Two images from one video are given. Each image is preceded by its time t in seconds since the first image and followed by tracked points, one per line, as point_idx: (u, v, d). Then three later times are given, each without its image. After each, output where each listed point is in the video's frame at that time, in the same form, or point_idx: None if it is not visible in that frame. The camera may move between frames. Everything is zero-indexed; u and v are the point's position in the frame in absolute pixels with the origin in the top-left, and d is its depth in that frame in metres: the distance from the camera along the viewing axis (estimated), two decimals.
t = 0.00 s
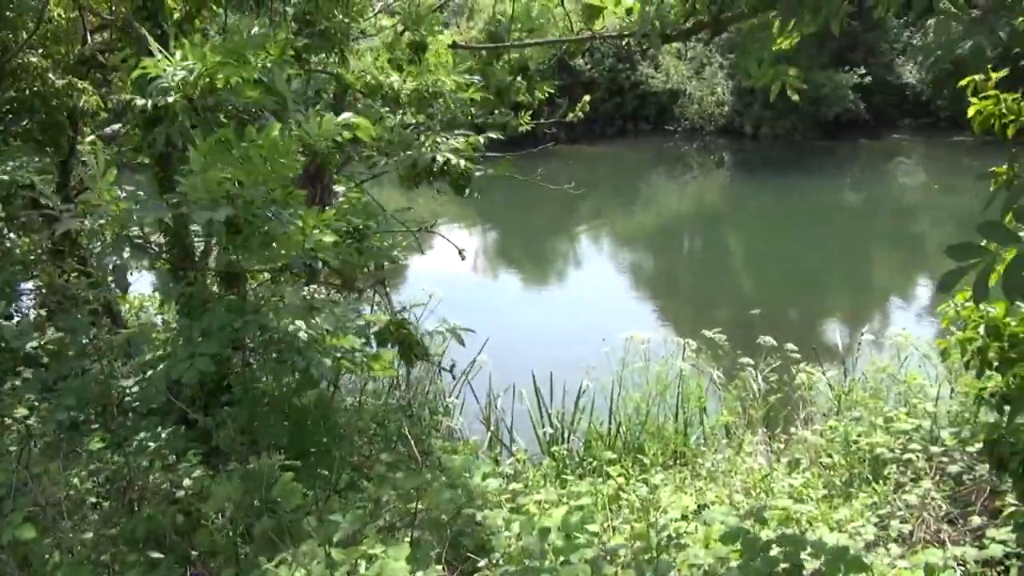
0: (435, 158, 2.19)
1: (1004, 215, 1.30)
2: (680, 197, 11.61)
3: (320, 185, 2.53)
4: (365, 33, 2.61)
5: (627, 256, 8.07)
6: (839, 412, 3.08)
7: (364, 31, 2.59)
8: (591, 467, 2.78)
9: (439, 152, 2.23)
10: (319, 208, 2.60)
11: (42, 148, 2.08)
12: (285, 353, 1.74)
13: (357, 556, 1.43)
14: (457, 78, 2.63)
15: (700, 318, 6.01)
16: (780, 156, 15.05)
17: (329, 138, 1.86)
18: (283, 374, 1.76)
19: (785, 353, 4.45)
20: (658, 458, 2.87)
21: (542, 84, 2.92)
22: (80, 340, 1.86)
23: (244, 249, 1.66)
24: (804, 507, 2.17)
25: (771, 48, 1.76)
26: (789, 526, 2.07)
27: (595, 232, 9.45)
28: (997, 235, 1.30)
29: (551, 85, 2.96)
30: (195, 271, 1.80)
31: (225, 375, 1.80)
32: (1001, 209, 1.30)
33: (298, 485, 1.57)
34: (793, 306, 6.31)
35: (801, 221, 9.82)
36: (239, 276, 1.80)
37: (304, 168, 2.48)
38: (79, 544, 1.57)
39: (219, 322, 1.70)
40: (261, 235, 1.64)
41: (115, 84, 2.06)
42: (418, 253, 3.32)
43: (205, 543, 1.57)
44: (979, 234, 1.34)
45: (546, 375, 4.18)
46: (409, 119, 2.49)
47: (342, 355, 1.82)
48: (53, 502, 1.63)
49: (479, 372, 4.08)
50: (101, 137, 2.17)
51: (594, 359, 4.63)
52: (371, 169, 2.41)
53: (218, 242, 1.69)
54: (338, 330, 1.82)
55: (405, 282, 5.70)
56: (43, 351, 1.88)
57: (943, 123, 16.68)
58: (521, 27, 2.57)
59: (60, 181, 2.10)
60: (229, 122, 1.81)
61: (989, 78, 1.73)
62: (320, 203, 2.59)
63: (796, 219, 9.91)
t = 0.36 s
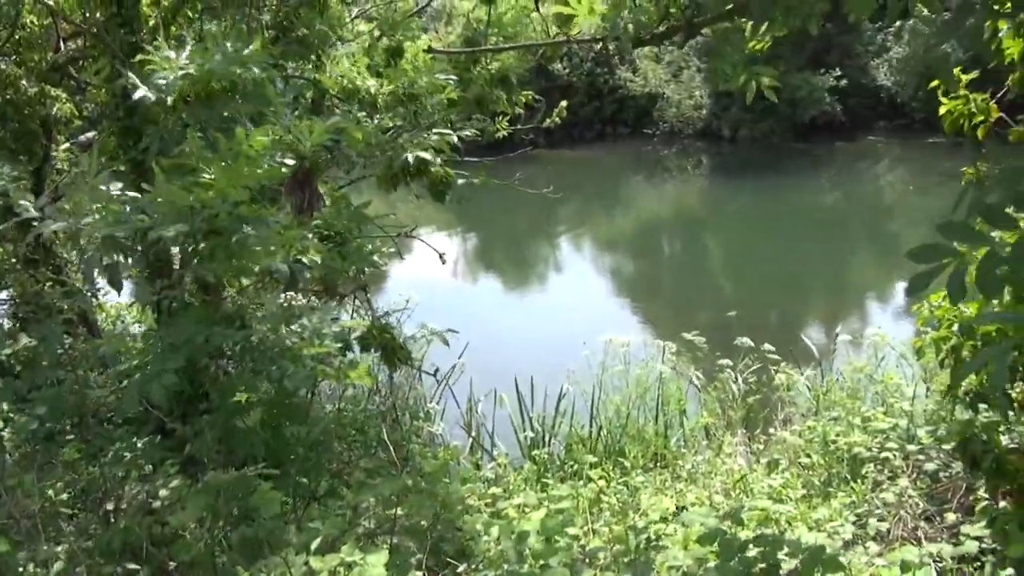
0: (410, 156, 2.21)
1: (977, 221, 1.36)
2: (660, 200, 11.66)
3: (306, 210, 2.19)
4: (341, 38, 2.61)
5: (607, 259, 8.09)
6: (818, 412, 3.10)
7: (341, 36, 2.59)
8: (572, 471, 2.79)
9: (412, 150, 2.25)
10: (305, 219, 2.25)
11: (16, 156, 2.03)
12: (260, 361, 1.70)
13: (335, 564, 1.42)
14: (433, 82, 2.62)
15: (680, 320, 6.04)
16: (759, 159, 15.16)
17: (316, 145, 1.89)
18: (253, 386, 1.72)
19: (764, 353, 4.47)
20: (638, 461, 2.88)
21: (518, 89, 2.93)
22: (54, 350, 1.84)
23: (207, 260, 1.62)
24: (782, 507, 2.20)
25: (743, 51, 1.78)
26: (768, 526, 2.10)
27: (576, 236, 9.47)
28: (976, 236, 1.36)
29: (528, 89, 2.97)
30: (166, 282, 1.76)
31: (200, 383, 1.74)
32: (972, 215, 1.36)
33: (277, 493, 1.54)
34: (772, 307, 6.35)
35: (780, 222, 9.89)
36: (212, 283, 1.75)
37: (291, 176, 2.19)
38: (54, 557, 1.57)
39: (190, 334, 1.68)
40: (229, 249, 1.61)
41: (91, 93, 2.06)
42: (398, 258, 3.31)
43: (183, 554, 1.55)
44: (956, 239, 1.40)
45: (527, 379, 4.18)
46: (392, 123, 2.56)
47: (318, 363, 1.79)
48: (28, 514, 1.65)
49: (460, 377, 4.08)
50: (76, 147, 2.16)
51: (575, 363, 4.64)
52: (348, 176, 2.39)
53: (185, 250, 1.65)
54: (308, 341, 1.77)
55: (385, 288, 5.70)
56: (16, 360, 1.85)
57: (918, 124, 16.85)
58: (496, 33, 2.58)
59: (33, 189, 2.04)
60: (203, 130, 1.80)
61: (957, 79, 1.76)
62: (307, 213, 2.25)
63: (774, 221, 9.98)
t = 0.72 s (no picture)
0: (385, 168, 2.17)
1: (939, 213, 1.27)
2: (632, 203, 11.73)
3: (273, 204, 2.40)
4: (311, 42, 2.60)
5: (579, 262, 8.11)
6: (787, 413, 3.14)
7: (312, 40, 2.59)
8: (544, 474, 2.80)
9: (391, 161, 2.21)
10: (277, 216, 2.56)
11: None
12: (233, 365, 1.70)
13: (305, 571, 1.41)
14: (405, 87, 2.62)
15: (652, 322, 6.07)
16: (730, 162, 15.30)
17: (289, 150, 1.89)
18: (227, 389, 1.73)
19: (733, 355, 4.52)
20: (611, 463, 2.90)
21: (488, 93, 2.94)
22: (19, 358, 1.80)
23: (189, 267, 1.60)
24: (753, 508, 2.22)
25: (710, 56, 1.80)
26: (740, 527, 2.12)
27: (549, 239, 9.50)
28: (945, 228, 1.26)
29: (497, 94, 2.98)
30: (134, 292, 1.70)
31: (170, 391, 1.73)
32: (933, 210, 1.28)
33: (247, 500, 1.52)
34: (742, 309, 6.41)
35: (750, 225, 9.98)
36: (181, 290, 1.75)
37: (265, 175, 2.47)
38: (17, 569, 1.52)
39: (170, 345, 1.63)
40: (216, 255, 1.60)
41: (55, 96, 2.02)
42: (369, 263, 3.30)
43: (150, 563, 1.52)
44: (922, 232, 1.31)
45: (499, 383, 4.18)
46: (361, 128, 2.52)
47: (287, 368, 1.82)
48: None
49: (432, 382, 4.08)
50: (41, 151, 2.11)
51: (547, 366, 4.65)
52: (320, 180, 2.34)
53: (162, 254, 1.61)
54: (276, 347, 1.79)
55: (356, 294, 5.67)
56: None
57: (885, 127, 17.09)
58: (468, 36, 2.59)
59: None
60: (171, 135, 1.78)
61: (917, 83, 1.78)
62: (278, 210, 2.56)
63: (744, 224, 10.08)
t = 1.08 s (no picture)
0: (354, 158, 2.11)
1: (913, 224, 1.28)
2: (604, 205, 11.79)
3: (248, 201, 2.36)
4: (281, 44, 2.59)
5: (552, 264, 8.13)
6: (757, 413, 3.17)
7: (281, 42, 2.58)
8: (517, 476, 2.80)
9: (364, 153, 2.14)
10: (252, 215, 2.54)
11: None
12: (201, 371, 1.68)
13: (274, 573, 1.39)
14: (375, 90, 2.63)
15: (624, 323, 6.10)
16: (701, 164, 15.42)
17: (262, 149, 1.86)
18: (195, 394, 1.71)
19: (703, 356, 4.55)
20: (583, 464, 2.91)
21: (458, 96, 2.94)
22: None
23: (153, 269, 1.58)
24: (724, 508, 2.24)
25: (676, 60, 1.82)
26: (711, 527, 2.14)
27: (522, 241, 9.50)
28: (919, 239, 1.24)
29: (468, 97, 2.98)
30: (100, 289, 1.68)
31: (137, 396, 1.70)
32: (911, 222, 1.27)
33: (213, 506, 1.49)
34: (714, 309, 6.45)
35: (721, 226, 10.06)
36: (148, 294, 1.72)
37: (238, 174, 2.42)
38: None
39: (133, 346, 1.60)
40: (182, 256, 1.57)
41: (19, 100, 1.99)
42: (340, 267, 3.29)
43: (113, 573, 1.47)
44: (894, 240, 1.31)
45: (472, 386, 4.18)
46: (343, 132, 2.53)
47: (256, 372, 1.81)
48: None
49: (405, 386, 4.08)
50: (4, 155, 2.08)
51: (520, 368, 4.65)
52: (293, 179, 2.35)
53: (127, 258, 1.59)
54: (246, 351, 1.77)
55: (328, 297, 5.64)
56: None
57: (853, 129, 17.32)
58: (438, 39, 2.59)
59: None
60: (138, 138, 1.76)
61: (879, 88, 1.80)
62: (254, 210, 2.54)
63: (715, 225, 10.16)
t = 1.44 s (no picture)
0: (326, 170, 2.17)
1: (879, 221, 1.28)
2: (579, 206, 11.81)
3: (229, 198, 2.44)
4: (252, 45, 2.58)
5: (528, 265, 8.14)
6: (731, 411, 3.18)
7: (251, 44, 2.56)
8: (493, 478, 2.81)
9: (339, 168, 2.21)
10: (233, 214, 2.64)
11: None
12: (172, 376, 1.65)
13: None
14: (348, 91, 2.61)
15: (599, 323, 6.11)
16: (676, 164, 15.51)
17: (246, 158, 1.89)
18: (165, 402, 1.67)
19: (678, 355, 4.57)
20: (558, 465, 2.93)
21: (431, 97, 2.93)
22: None
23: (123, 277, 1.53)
24: (698, 506, 2.26)
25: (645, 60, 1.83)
26: (686, 526, 2.16)
27: (497, 242, 9.50)
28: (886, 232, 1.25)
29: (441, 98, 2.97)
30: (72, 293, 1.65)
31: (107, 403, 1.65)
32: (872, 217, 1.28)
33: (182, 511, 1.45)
34: (688, 308, 6.48)
35: (696, 225, 10.11)
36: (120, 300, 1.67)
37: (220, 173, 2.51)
38: None
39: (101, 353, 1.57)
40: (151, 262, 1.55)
41: None
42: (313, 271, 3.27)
43: None
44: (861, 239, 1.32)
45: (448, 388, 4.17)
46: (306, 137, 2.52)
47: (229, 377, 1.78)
48: None
49: (380, 389, 4.09)
50: None
51: (496, 369, 4.64)
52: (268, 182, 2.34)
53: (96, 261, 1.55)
54: (212, 358, 1.73)
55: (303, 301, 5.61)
56: None
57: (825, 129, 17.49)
58: (410, 39, 2.58)
59: None
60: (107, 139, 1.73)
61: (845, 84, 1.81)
62: (235, 209, 2.63)
63: (690, 224, 10.21)
